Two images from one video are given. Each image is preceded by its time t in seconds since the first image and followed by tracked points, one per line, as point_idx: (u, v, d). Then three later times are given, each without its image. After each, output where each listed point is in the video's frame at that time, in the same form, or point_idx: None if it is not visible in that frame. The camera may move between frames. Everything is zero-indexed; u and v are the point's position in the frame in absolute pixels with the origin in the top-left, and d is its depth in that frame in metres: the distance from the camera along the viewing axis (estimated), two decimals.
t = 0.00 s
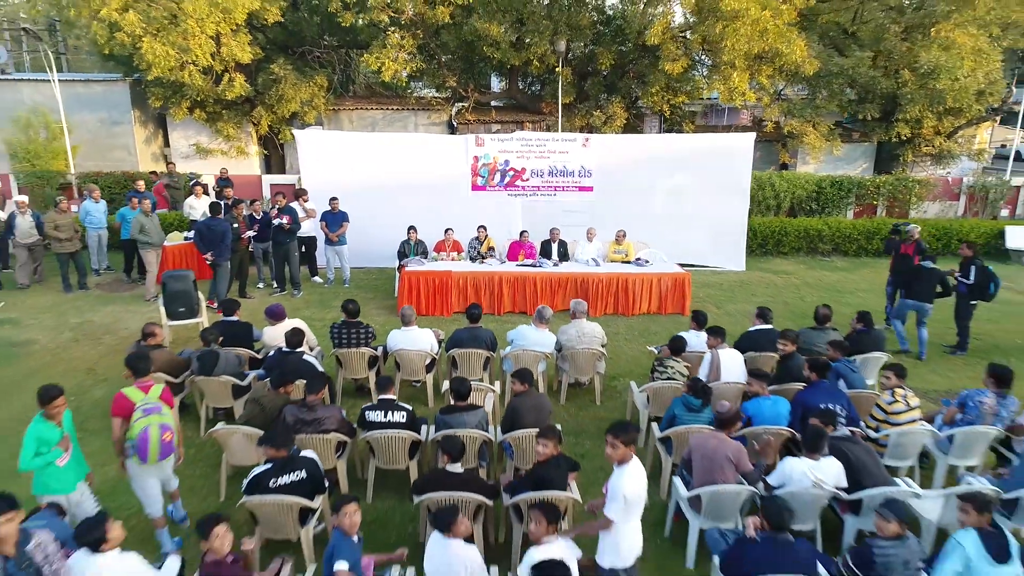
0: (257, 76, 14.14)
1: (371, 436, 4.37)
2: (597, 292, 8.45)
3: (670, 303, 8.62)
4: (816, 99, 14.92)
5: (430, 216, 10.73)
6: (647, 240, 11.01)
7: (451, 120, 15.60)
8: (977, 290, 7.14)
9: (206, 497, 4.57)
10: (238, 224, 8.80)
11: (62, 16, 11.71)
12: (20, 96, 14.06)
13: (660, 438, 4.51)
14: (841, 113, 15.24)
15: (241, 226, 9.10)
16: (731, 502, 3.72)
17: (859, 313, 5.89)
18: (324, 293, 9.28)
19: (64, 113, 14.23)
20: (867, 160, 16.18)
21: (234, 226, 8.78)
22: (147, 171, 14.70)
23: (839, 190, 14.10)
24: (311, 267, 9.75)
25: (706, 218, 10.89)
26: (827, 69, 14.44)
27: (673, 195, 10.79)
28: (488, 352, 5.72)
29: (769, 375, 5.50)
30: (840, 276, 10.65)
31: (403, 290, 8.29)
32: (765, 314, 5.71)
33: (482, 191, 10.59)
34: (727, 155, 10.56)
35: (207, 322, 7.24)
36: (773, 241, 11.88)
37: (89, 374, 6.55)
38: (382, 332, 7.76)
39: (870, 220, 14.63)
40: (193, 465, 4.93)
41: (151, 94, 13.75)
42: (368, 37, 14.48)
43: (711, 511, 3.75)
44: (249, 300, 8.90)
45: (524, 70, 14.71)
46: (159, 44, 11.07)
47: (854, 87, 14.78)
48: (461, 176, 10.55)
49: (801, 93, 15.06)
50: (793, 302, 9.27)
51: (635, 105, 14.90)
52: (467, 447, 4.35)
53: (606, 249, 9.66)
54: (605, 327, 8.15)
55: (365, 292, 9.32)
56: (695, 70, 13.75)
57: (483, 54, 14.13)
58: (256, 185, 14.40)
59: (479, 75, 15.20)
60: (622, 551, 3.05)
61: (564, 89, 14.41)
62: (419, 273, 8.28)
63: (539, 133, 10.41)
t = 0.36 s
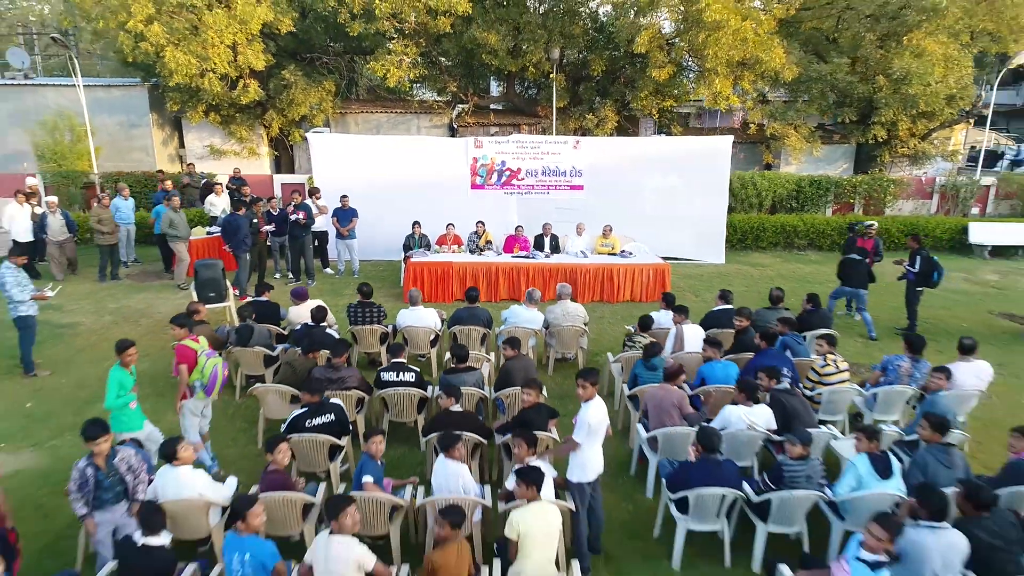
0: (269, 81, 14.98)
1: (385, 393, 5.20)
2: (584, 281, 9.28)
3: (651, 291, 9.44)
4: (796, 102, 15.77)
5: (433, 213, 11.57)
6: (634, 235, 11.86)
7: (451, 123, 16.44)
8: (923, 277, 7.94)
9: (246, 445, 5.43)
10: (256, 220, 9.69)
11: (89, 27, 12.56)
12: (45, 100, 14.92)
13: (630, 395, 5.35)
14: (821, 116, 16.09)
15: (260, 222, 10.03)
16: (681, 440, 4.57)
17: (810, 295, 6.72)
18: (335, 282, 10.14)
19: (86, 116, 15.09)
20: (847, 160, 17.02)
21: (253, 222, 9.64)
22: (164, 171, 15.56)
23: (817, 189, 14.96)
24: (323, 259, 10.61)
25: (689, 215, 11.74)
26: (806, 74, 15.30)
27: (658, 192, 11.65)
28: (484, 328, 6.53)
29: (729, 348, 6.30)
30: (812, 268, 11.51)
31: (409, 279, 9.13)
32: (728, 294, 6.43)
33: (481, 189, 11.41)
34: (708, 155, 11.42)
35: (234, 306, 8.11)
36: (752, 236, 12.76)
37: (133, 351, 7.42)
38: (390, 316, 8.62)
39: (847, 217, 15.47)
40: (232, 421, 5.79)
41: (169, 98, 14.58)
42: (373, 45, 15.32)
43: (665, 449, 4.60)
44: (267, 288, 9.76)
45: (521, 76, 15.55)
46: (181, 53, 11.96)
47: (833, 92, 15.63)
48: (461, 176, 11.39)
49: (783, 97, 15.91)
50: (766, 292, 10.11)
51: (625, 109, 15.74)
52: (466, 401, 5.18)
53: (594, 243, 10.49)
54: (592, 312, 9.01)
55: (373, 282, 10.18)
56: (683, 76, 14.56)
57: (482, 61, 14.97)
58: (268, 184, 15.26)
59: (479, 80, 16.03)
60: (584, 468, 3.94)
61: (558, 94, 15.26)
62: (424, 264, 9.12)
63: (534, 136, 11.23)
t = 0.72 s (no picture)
0: (278, 87, 15.86)
1: (393, 365, 6.08)
2: (573, 275, 10.15)
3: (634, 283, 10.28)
4: (778, 107, 16.67)
5: (433, 212, 12.45)
6: (621, 233, 12.73)
7: (451, 127, 17.30)
8: (874, 271, 8.77)
9: (273, 411, 6.31)
10: (271, 218, 10.60)
11: (113, 38, 13.47)
12: (68, 106, 15.84)
13: (603, 367, 6.26)
14: (801, 121, 16.98)
15: (275, 221, 10.97)
16: (642, 401, 5.48)
17: (768, 285, 7.59)
18: (344, 276, 11.02)
19: (106, 121, 15.99)
20: (827, 162, 17.91)
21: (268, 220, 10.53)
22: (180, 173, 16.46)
23: (797, 190, 15.84)
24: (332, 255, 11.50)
25: (672, 214, 12.63)
26: (786, 81, 16.22)
27: (643, 193, 12.54)
28: (479, 312, 7.44)
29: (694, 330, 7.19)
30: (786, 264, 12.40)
31: (412, 272, 10.02)
32: (694, 284, 7.29)
33: (478, 190, 12.30)
34: (688, 158, 12.30)
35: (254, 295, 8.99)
36: (733, 234, 13.70)
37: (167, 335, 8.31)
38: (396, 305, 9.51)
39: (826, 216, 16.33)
40: (260, 392, 6.67)
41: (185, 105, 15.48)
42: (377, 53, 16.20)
43: (629, 408, 5.54)
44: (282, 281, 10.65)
45: (517, 82, 16.44)
46: (200, 63, 12.89)
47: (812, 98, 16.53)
48: (460, 178, 12.28)
49: (765, 102, 16.81)
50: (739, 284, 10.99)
51: (615, 114, 16.62)
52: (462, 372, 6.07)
53: (582, 240, 11.36)
54: (579, 302, 9.89)
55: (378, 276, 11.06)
56: (670, 83, 15.41)
57: (479, 69, 15.86)
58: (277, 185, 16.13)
59: (477, 87, 16.90)
60: (558, 417, 4.87)
61: (552, 100, 16.15)
62: (425, 258, 10.01)
63: (527, 140, 12.13)
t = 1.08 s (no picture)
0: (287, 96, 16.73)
1: (400, 349, 7.00)
2: (563, 273, 11.06)
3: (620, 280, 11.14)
4: (760, 115, 17.58)
5: (434, 214, 13.34)
6: (609, 233, 13.65)
7: (451, 133, 18.17)
8: (834, 268, 9.59)
9: (295, 389, 7.22)
10: (284, 221, 11.51)
11: (134, 52, 14.37)
12: (90, 114, 16.76)
13: (584, 351, 7.18)
14: (784, 127, 17.89)
15: (288, 223, 11.88)
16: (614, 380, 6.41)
17: (734, 281, 8.50)
18: (353, 273, 11.92)
19: (125, 128, 16.91)
20: (808, 166, 18.82)
21: (281, 222, 11.46)
22: (193, 176, 17.36)
23: (776, 194, 16.79)
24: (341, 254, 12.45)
25: (656, 216, 13.55)
26: (768, 90, 17.14)
27: (630, 196, 13.48)
28: (474, 304, 8.36)
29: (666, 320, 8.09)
30: (763, 262, 13.31)
31: (415, 269, 10.94)
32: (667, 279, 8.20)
33: (476, 194, 13.18)
34: (672, 163, 13.26)
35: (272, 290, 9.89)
36: (715, 235, 14.66)
37: (194, 326, 9.20)
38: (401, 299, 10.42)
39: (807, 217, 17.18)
40: (283, 373, 7.56)
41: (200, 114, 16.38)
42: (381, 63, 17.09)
43: (603, 386, 6.47)
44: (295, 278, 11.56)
45: (513, 92, 17.34)
46: (216, 76, 13.79)
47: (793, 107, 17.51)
48: (459, 183, 13.17)
49: (750, 110, 17.70)
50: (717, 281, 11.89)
51: (607, 121, 17.50)
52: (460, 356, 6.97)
53: (572, 240, 12.24)
54: (569, 297, 10.81)
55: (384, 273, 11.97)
56: (658, 93, 16.30)
57: (477, 79, 16.77)
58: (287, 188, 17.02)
59: (475, 95, 17.78)
60: (543, 389, 5.77)
61: (546, 108, 17.06)
62: (427, 257, 10.92)
63: (522, 147, 13.03)
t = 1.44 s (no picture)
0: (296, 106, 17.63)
1: (406, 341, 7.91)
2: (555, 273, 11.97)
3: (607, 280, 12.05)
4: (746, 123, 18.49)
5: (436, 219, 14.24)
6: (599, 237, 14.56)
7: (451, 141, 19.04)
8: (799, 269, 10.47)
9: (314, 377, 8.12)
10: (295, 226, 12.42)
11: (154, 66, 15.30)
12: (109, 122, 17.68)
13: (570, 343, 8.09)
14: (768, 135, 18.79)
15: (300, 228, 12.79)
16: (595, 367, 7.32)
17: (708, 281, 9.40)
18: (360, 274, 12.83)
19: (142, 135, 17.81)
20: (792, 172, 19.74)
21: (293, 227, 12.37)
22: (206, 182, 18.26)
23: (760, 199, 17.67)
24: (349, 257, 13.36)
25: (644, 220, 14.49)
26: (753, 100, 18.06)
27: (619, 201, 14.40)
28: (472, 303, 9.29)
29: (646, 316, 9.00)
30: (744, 264, 14.23)
31: (419, 271, 11.84)
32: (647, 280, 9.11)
33: (475, 199, 14.10)
34: (658, 171, 14.19)
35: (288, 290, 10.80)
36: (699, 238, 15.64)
37: (218, 322, 10.11)
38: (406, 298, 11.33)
39: (790, 221, 18.04)
40: (302, 364, 8.46)
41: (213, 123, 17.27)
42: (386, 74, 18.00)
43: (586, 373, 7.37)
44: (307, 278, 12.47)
45: (510, 102, 18.25)
46: (232, 89, 14.70)
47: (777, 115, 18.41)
48: (459, 189, 14.08)
49: (736, 119, 18.61)
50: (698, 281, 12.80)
51: (600, 129, 18.40)
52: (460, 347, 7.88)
53: (564, 243, 13.14)
54: (560, 296, 11.72)
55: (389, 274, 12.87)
56: (647, 103, 17.21)
57: (476, 90, 17.68)
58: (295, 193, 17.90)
59: (475, 104, 18.69)
60: (532, 374, 6.65)
61: (542, 116, 17.97)
62: (430, 259, 11.82)
63: (518, 156, 13.95)
